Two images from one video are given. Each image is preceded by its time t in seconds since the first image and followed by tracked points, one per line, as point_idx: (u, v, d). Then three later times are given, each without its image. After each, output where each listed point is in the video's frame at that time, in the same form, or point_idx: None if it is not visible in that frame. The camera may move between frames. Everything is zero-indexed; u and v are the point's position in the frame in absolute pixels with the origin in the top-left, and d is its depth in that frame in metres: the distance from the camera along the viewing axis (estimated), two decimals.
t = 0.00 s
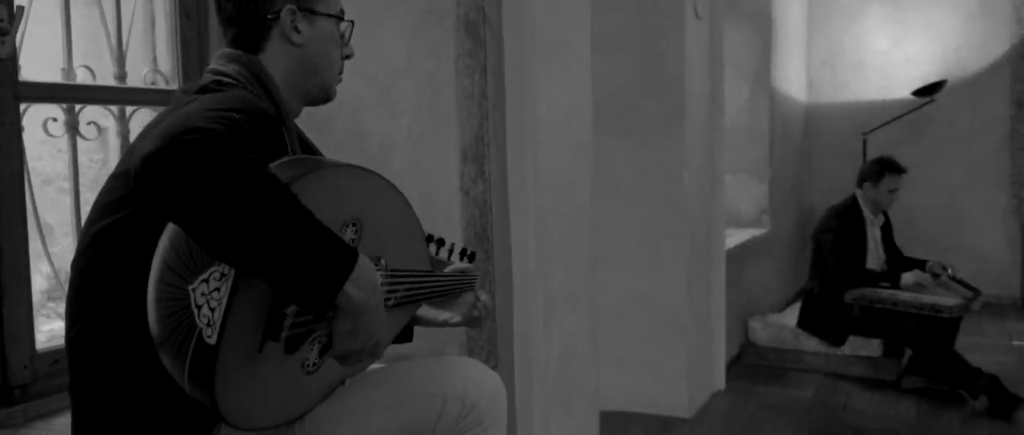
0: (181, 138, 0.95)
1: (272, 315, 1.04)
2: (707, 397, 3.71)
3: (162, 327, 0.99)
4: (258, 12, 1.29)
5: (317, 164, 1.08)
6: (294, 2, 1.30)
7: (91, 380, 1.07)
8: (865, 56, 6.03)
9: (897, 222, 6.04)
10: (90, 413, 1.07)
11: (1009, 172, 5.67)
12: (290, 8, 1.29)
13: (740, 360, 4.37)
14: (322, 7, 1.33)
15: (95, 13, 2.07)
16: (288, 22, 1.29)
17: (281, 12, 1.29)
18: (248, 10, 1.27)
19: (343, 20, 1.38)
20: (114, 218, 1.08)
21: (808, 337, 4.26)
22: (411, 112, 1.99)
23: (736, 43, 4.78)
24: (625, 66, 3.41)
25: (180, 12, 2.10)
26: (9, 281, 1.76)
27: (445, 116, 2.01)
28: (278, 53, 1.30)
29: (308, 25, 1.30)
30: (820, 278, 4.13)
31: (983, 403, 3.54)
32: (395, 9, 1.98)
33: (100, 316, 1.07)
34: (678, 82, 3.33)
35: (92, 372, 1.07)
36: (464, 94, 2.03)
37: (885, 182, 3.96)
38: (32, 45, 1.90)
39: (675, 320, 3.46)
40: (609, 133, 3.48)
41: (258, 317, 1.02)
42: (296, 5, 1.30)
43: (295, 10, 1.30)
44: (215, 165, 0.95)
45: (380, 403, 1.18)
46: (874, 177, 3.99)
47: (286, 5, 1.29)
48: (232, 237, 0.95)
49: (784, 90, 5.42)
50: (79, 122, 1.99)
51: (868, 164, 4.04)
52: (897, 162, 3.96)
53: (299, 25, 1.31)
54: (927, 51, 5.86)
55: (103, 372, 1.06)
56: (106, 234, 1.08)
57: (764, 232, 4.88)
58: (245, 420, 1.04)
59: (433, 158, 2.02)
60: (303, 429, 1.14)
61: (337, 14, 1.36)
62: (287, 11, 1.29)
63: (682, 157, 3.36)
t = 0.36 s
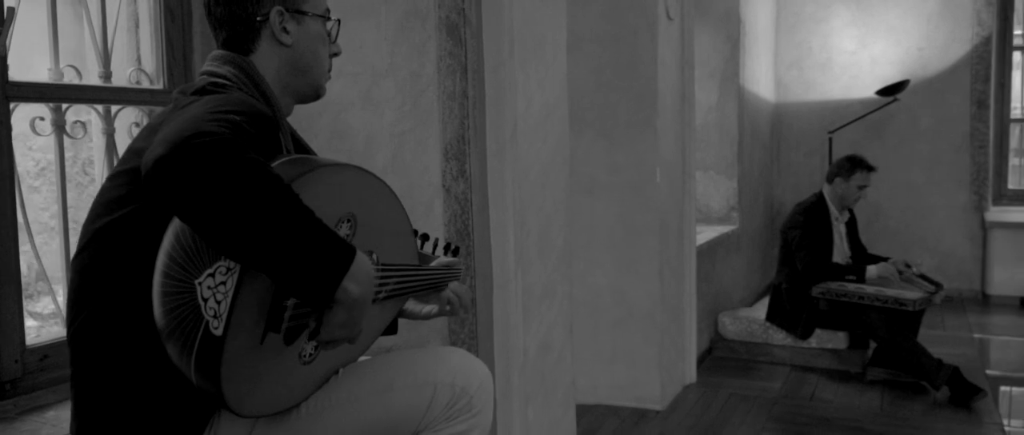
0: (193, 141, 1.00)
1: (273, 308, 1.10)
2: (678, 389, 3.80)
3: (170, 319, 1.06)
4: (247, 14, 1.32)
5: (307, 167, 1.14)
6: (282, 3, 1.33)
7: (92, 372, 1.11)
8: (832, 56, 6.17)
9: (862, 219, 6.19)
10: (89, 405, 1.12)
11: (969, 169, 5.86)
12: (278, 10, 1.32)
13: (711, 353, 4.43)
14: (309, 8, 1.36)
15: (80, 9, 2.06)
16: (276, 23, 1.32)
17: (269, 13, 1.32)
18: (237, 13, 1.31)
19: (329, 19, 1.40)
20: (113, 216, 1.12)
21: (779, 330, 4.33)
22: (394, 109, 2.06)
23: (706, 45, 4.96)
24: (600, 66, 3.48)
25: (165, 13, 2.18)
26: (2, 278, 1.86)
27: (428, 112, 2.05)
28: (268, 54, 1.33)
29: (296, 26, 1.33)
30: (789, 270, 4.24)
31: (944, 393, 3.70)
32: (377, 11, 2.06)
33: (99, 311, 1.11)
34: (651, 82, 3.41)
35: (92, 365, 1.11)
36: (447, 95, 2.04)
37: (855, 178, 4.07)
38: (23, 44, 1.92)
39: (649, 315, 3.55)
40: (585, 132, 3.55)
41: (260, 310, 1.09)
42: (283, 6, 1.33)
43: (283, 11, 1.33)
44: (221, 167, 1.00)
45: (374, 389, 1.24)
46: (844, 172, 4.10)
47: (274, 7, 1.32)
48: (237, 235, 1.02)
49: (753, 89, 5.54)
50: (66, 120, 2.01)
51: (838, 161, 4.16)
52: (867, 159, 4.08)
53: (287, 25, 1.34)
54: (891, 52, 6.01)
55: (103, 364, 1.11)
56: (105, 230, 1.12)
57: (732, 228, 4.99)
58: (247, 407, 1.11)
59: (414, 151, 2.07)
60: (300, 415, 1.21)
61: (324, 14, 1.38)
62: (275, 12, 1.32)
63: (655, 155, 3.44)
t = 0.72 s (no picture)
0: (204, 152, 1.06)
1: (275, 312, 1.15)
2: (657, 386, 3.88)
3: (177, 323, 1.10)
4: (243, 25, 1.36)
5: (309, 174, 1.21)
6: (276, 15, 1.37)
7: (97, 374, 1.15)
8: (804, 59, 6.29)
9: (834, 218, 6.32)
10: (95, 405, 1.16)
11: (938, 169, 6.00)
12: (273, 21, 1.36)
13: (688, 351, 4.49)
14: (304, 20, 1.39)
15: (71, 16, 2.10)
16: (270, 35, 1.36)
17: (264, 25, 1.36)
18: (234, 24, 1.35)
19: (326, 30, 1.44)
20: (116, 224, 1.16)
21: (753, 328, 4.47)
22: (381, 114, 2.13)
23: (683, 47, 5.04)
24: (579, 69, 3.55)
25: (154, 19, 2.18)
26: None
27: (414, 118, 2.11)
28: (263, 65, 1.37)
29: (290, 37, 1.37)
30: (764, 269, 4.36)
31: (913, 388, 3.82)
32: (365, 17, 2.12)
33: (105, 315, 1.15)
34: (629, 85, 3.48)
35: (98, 367, 1.15)
36: (433, 100, 2.09)
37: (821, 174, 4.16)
38: (9, 51, 1.94)
39: (628, 314, 3.62)
40: (564, 134, 3.61)
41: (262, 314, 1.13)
42: (278, 18, 1.37)
43: (277, 22, 1.37)
44: (229, 177, 1.06)
45: (371, 388, 1.29)
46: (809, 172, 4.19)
47: (268, 18, 1.36)
48: (244, 242, 1.06)
49: (727, 91, 5.63)
50: (56, 125, 2.04)
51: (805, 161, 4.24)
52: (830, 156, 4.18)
53: (281, 36, 1.37)
54: (862, 54, 6.14)
55: (109, 367, 1.15)
56: (109, 238, 1.16)
57: (708, 228, 5.08)
58: (248, 406, 1.16)
59: (400, 157, 2.13)
60: (297, 415, 1.25)
61: (319, 26, 1.42)
62: (270, 24, 1.36)
63: (634, 157, 3.51)
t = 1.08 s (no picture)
0: (207, 163, 1.09)
1: (276, 313, 1.19)
2: (634, 383, 3.95)
3: (182, 326, 1.15)
4: (245, 35, 1.41)
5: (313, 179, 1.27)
6: (279, 28, 1.42)
7: (99, 377, 1.18)
8: (777, 60, 6.40)
9: (806, 216, 6.44)
10: (97, 407, 1.19)
11: (906, 169, 6.14)
12: (274, 33, 1.41)
13: (665, 348, 4.63)
14: (305, 33, 1.45)
15: (57, 21, 2.08)
16: (272, 46, 1.41)
17: (266, 36, 1.41)
18: (236, 34, 1.39)
19: (323, 44, 1.49)
20: (117, 229, 1.19)
21: (728, 325, 4.52)
22: (368, 117, 2.18)
23: (659, 49, 5.12)
24: (558, 71, 3.60)
25: (140, 24, 2.18)
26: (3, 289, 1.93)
27: (402, 122, 2.16)
28: (262, 74, 1.42)
29: (290, 49, 1.42)
30: (738, 268, 4.40)
31: (883, 382, 3.90)
32: (350, 24, 2.17)
33: (107, 319, 1.18)
34: (608, 87, 3.54)
35: (100, 370, 1.18)
36: (419, 103, 2.14)
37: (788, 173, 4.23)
38: None
39: (607, 313, 3.68)
40: (544, 135, 3.66)
41: (266, 316, 1.18)
42: (280, 30, 1.41)
43: (279, 34, 1.42)
44: (235, 186, 1.10)
45: (367, 385, 1.33)
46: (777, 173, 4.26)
47: (271, 30, 1.41)
48: (250, 249, 1.11)
49: (703, 92, 5.73)
50: (44, 129, 2.04)
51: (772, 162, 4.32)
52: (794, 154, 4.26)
53: (282, 48, 1.42)
54: (834, 56, 6.26)
55: (111, 370, 1.18)
56: (110, 243, 1.19)
57: (684, 226, 5.16)
58: (251, 405, 1.20)
59: (388, 160, 2.19)
60: (295, 413, 1.29)
61: (319, 39, 1.47)
62: (272, 36, 1.40)
63: (612, 156, 3.57)
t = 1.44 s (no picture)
0: (216, 164, 1.11)
1: (280, 311, 1.22)
2: (612, 379, 3.99)
3: (187, 327, 1.17)
4: (240, 38, 1.41)
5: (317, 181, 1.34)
6: (275, 31, 1.43)
7: (100, 379, 1.19)
8: (749, 59, 6.50)
9: (778, 213, 6.54)
10: (98, 409, 1.20)
11: (874, 166, 6.27)
12: (270, 36, 1.42)
13: (642, 343, 4.65)
14: (299, 36, 1.46)
15: (37, 19, 2.00)
16: (267, 49, 1.42)
17: (261, 39, 1.42)
18: (231, 37, 1.40)
19: (316, 48, 1.50)
20: (114, 231, 1.20)
21: (704, 321, 4.62)
22: (356, 119, 2.10)
23: (635, 48, 5.17)
24: (537, 71, 3.64)
25: (124, 23, 2.10)
26: None
27: (389, 122, 2.14)
28: (257, 77, 1.43)
29: (286, 52, 1.43)
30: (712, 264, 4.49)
31: (854, 374, 4.00)
32: (338, 26, 2.07)
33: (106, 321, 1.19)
34: (587, 86, 3.58)
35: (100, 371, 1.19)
36: (406, 104, 2.16)
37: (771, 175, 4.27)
38: None
39: (586, 310, 3.73)
40: (524, 135, 3.69)
41: (271, 315, 1.22)
42: (275, 33, 1.43)
43: (274, 37, 1.43)
44: (243, 188, 1.13)
45: (366, 384, 1.35)
46: (761, 170, 4.30)
47: (266, 33, 1.42)
48: (258, 250, 1.14)
49: (676, 91, 5.80)
50: (27, 129, 1.95)
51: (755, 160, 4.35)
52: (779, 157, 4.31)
53: (277, 51, 1.43)
54: (804, 56, 6.37)
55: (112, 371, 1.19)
56: (107, 245, 1.19)
57: (659, 224, 5.23)
58: (255, 404, 1.23)
59: (375, 161, 2.13)
60: (296, 411, 1.30)
61: (312, 43, 1.48)
62: (267, 38, 1.42)
63: (591, 155, 3.62)
